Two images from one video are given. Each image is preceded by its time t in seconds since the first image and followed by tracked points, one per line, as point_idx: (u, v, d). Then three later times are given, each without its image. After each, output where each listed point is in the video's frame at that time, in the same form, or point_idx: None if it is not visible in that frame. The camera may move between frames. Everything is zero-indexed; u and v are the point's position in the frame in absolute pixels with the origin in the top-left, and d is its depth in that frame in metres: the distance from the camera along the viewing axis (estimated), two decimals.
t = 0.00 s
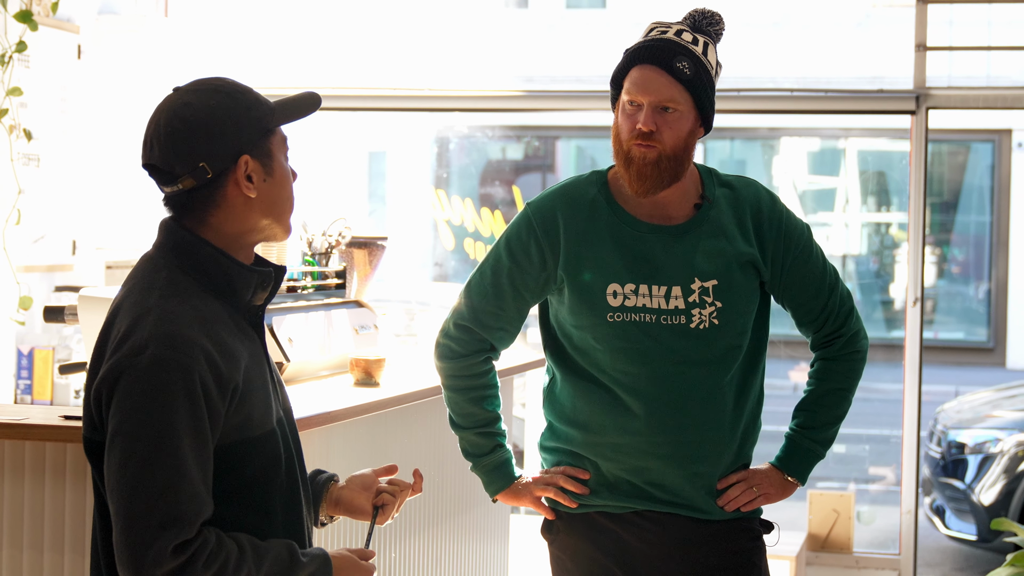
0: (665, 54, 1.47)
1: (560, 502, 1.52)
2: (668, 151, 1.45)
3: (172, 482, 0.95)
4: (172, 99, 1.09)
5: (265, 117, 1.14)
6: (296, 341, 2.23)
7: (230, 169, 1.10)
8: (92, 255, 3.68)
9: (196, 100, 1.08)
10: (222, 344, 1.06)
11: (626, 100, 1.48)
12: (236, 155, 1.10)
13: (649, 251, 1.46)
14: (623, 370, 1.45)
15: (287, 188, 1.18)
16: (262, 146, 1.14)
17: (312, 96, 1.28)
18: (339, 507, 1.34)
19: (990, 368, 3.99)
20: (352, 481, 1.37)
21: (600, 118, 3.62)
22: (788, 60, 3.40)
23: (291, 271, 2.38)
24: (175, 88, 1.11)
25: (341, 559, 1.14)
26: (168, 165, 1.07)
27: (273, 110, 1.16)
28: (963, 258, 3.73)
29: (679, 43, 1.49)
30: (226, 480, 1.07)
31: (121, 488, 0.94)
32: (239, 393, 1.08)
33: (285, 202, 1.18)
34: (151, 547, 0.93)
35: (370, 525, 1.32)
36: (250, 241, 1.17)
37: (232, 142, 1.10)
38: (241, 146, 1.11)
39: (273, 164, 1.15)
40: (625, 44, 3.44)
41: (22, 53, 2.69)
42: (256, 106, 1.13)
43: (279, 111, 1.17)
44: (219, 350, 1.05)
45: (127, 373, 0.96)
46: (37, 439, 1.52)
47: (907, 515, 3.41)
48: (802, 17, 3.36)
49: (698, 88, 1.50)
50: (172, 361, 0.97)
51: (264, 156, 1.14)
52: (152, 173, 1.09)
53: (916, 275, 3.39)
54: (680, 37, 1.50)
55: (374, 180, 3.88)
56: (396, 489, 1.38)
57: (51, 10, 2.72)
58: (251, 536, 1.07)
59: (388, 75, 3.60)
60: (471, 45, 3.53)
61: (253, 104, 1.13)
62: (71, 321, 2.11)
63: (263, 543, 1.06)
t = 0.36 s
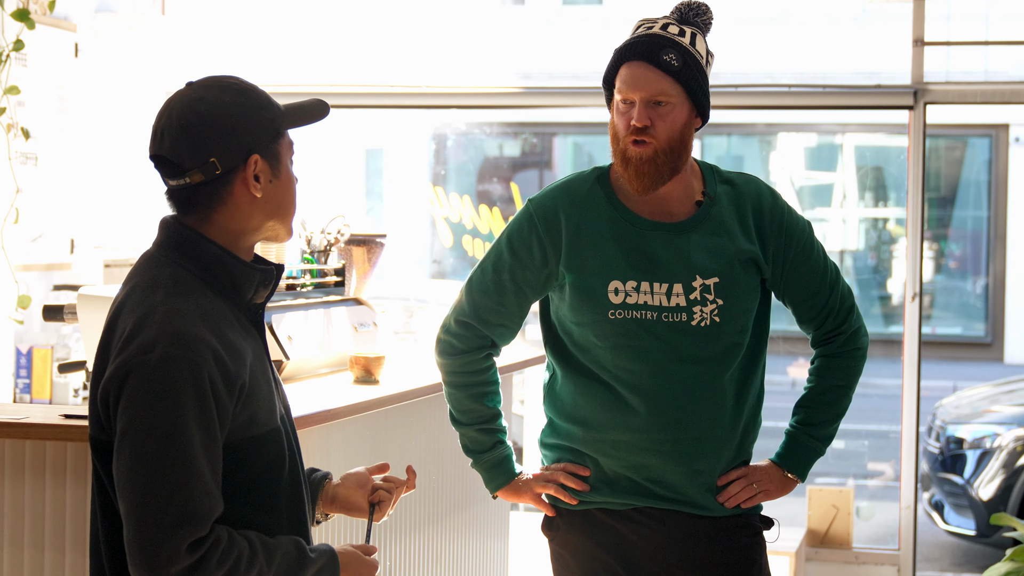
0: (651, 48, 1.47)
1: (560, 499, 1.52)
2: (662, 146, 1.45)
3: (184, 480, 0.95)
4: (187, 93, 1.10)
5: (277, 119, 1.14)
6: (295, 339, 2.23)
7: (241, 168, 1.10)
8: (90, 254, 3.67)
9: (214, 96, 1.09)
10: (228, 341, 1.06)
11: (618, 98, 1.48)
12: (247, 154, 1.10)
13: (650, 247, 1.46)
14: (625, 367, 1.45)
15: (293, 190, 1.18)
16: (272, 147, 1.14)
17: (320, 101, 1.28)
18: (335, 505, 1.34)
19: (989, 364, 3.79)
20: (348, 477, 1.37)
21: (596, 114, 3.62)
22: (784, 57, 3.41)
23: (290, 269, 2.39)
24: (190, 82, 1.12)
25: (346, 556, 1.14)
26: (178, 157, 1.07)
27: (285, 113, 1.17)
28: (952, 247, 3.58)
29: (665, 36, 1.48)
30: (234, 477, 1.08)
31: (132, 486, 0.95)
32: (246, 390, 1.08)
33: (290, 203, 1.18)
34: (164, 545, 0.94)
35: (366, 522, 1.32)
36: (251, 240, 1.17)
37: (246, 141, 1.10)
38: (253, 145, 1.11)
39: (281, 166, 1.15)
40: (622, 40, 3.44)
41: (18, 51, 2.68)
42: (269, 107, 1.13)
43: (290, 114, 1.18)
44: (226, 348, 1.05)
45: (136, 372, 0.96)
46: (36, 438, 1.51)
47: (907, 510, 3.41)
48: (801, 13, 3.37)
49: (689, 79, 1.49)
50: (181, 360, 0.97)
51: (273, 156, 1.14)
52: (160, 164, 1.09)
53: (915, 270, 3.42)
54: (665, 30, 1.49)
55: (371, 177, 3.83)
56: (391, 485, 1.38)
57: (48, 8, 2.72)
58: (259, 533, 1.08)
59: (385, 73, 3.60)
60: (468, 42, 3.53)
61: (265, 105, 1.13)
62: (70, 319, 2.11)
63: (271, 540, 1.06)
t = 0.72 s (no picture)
0: (670, 39, 1.48)
1: (565, 495, 1.52)
2: (681, 138, 1.45)
3: (192, 477, 0.95)
4: (184, 93, 1.10)
5: (275, 113, 1.13)
6: (298, 336, 2.24)
7: (236, 165, 1.10)
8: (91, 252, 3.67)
9: (207, 95, 1.09)
10: (236, 339, 1.06)
11: (632, 89, 1.48)
12: (242, 151, 1.10)
13: (652, 243, 1.46)
14: (628, 363, 1.45)
15: (296, 185, 1.17)
16: (271, 142, 1.13)
17: (327, 94, 1.27)
18: (342, 503, 1.34)
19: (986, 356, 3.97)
20: (355, 476, 1.37)
21: (596, 110, 3.62)
22: (783, 51, 3.42)
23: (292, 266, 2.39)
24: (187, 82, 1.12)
25: (354, 555, 1.14)
26: (178, 160, 1.08)
27: (286, 106, 1.15)
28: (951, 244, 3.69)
29: (678, 30, 1.49)
30: (242, 475, 1.08)
31: (140, 484, 0.95)
32: (254, 387, 1.08)
33: (295, 198, 1.17)
34: (173, 542, 0.94)
35: (373, 521, 1.33)
36: (258, 238, 1.17)
37: (239, 139, 1.09)
38: (246, 142, 1.10)
39: (282, 160, 1.14)
40: (621, 35, 3.43)
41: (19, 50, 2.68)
42: (265, 102, 1.12)
43: (293, 108, 1.16)
44: (234, 345, 1.05)
45: (145, 369, 0.96)
46: (39, 437, 1.51)
47: (907, 505, 3.44)
48: (798, 6, 3.38)
49: (703, 72, 1.51)
50: (189, 357, 0.97)
51: (272, 151, 1.13)
52: (161, 166, 1.10)
53: (915, 263, 3.42)
54: (673, 24, 1.49)
55: (371, 174, 3.82)
56: (398, 483, 1.38)
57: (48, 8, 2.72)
58: (267, 531, 1.07)
59: (384, 69, 3.60)
60: (467, 38, 3.52)
61: (262, 100, 1.12)
62: (73, 318, 2.11)
63: (279, 538, 1.06)
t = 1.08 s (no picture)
0: (668, 39, 1.47)
1: (571, 493, 1.52)
2: (677, 138, 1.45)
3: (201, 478, 0.95)
4: (196, 94, 1.10)
5: (287, 115, 1.13)
6: (301, 336, 2.24)
7: (248, 167, 1.10)
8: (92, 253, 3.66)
9: (220, 95, 1.08)
10: (245, 339, 1.06)
11: (631, 88, 1.47)
12: (256, 152, 1.10)
13: (657, 240, 1.45)
14: (634, 360, 1.45)
15: (306, 186, 1.17)
16: (282, 143, 1.12)
17: (336, 93, 1.27)
18: (352, 504, 1.34)
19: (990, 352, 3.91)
20: (366, 477, 1.37)
21: (595, 108, 3.62)
22: (784, 47, 3.40)
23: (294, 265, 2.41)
24: (198, 83, 1.11)
25: (364, 556, 1.14)
26: (189, 160, 1.08)
27: (297, 107, 1.15)
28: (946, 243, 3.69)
29: (680, 29, 1.48)
30: (252, 476, 1.07)
31: (149, 485, 0.94)
32: (263, 388, 1.08)
33: (306, 199, 1.17)
34: (182, 544, 0.94)
35: (385, 521, 1.33)
36: (268, 239, 1.17)
37: (251, 139, 1.09)
38: (260, 142, 1.10)
39: (293, 162, 1.14)
40: (621, 33, 3.42)
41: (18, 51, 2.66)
42: (277, 103, 1.12)
43: (303, 110, 1.16)
44: (242, 345, 1.05)
45: (154, 370, 0.96)
46: (44, 439, 1.51)
47: (912, 500, 3.44)
48: (795, 3, 3.36)
49: (702, 72, 1.49)
50: (198, 358, 0.97)
51: (283, 153, 1.13)
52: (172, 166, 1.10)
53: (917, 258, 3.41)
54: (680, 24, 1.49)
55: (370, 173, 3.84)
56: (409, 484, 1.39)
57: (47, 8, 2.71)
58: (277, 532, 1.07)
59: (384, 68, 3.59)
60: (467, 36, 3.52)
61: (274, 101, 1.12)
62: (75, 319, 2.10)
63: (288, 538, 1.06)
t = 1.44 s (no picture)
0: (667, 36, 1.47)
1: (576, 491, 1.52)
2: (673, 135, 1.45)
3: (203, 478, 0.95)
4: (203, 91, 1.13)
5: (283, 116, 1.12)
6: (304, 336, 2.24)
7: (230, 164, 1.10)
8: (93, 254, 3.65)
9: (218, 91, 1.11)
10: (248, 340, 1.06)
11: (630, 85, 1.48)
12: (236, 150, 1.10)
13: (661, 237, 1.46)
14: (638, 358, 1.45)
15: (302, 191, 1.15)
16: (274, 144, 1.12)
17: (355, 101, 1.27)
18: (362, 506, 1.35)
19: (987, 348, 3.62)
20: (375, 479, 1.38)
21: (593, 107, 3.61)
22: (781, 45, 3.42)
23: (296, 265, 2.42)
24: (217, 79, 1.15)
25: (370, 557, 1.14)
26: (185, 149, 1.12)
27: (299, 110, 1.14)
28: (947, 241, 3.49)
29: (682, 26, 1.48)
30: (255, 477, 1.07)
31: (151, 486, 0.94)
32: (267, 389, 1.08)
33: (300, 203, 1.16)
34: (184, 545, 0.93)
35: (395, 523, 1.34)
36: (269, 241, 1.16)
37: (236, 136, 1.10)
38: (241, 140, 1.10)
39: (284, 164, 1.13)
40: (620, 31, 3.42)
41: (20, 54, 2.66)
42: (274, 104, 1.12)
43: (313, 114, 1.15)
44: (245, 345, 1.05)
45: (156, 370, 0.96)
46: (48, 441, 1.50)
47: (913, 496, 3.45)
48: None
49: (703, 69, 1.49)
50: (200, 358, 0.97)
51: (272, 154, 1.12)
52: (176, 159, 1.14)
53: (920, 255, 3.43)
54: (683, 21, 1.49)
55: (367, 173, 3.84)
56: (419, 486, 1.39)
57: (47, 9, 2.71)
58: (280, 533, 1.07)
59: (384, 68, 3.59)
60: (467, 35, 3.52)
61: (271, 102, 1.12)
62: (77, 321, 2.09)
63: (293, 540, 1.06)
